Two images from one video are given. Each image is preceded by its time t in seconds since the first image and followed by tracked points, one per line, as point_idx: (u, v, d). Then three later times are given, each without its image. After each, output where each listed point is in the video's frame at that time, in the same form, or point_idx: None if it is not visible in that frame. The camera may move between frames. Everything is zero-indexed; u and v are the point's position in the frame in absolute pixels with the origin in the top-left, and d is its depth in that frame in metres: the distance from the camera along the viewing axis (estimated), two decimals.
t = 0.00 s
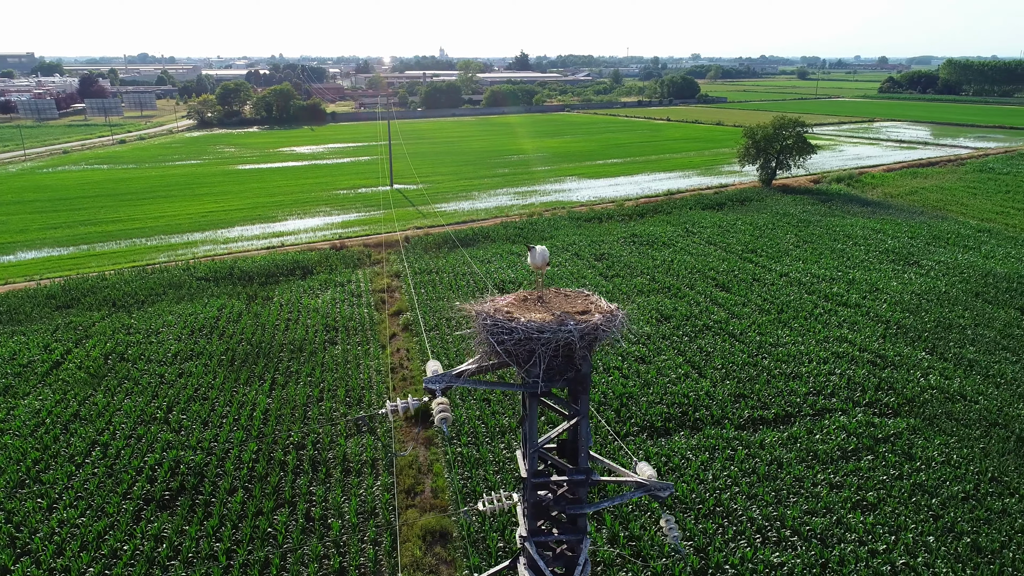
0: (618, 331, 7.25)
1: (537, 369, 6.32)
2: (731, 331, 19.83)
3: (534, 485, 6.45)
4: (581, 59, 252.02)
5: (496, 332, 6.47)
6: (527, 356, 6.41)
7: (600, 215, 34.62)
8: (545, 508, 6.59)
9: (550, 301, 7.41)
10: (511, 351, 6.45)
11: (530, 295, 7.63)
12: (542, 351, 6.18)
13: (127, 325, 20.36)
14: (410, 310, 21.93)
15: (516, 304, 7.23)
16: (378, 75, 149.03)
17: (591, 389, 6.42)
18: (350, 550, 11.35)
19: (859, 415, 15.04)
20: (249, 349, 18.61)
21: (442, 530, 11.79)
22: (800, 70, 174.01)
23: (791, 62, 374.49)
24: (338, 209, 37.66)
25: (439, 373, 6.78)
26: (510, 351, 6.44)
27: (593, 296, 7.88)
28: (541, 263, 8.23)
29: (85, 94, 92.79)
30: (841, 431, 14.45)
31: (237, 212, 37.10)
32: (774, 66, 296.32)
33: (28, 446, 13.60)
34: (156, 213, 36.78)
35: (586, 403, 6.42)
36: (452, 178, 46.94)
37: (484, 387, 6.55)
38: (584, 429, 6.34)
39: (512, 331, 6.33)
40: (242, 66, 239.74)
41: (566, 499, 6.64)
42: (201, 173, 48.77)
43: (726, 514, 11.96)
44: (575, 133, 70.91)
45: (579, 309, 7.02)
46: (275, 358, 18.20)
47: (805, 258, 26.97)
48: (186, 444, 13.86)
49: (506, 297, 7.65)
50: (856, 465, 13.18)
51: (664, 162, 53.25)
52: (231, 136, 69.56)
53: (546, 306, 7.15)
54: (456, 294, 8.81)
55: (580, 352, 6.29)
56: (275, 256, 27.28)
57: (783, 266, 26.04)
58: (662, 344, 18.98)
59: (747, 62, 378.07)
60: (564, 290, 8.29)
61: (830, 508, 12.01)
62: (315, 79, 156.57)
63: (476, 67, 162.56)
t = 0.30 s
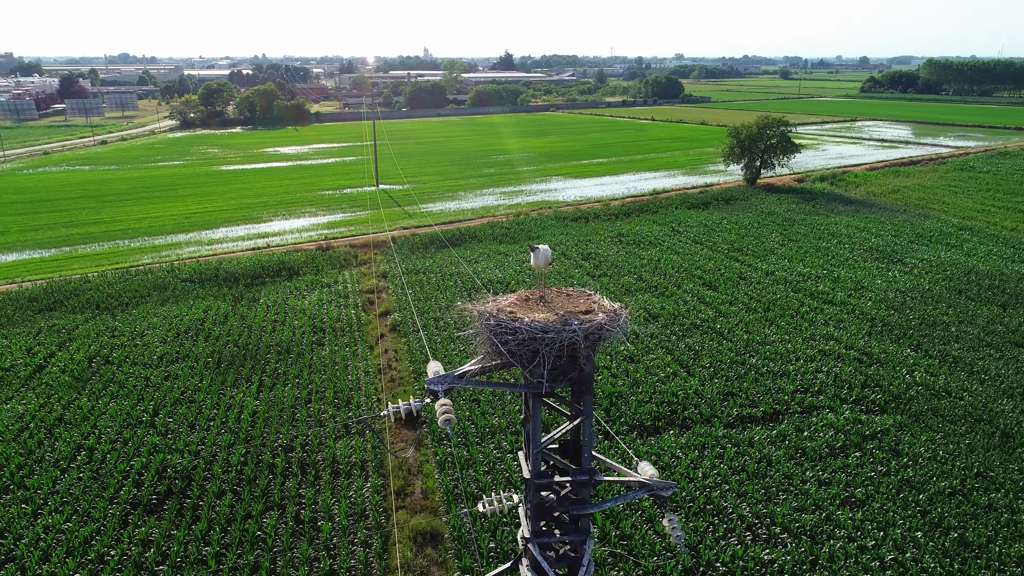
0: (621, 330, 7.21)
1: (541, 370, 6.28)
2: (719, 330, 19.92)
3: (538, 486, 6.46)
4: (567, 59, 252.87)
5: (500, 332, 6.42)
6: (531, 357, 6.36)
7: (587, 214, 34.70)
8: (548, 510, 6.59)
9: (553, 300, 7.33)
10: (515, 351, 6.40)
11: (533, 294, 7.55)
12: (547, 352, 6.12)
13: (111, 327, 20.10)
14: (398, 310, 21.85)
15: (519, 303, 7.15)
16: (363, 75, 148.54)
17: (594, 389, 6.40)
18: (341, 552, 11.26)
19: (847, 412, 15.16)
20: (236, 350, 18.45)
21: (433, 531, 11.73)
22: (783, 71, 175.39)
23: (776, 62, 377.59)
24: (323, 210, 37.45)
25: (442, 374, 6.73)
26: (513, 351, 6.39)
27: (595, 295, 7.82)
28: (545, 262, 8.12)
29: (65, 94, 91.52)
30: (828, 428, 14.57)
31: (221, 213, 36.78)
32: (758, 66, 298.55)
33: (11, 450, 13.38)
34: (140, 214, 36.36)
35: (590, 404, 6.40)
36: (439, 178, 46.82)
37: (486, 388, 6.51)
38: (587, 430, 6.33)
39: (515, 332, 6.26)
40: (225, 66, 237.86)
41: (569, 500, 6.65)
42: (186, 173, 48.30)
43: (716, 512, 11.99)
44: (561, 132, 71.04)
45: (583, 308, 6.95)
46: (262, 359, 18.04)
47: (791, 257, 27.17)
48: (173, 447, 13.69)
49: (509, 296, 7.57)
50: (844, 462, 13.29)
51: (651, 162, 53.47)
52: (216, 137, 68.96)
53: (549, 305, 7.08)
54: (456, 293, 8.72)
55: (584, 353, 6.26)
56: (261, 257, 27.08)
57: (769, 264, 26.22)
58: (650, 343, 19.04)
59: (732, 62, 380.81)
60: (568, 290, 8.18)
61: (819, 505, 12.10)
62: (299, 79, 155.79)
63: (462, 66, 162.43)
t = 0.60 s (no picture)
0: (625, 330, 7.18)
1: (545, 369, 6.26)
2: (707, 328, 20.01)
3: (541, 486, 6.46)
4: (552, 60, 252.89)
5: (503, 331, 6.39)
6: (534, 356, 6.34)
7: (574, 214, 34.74)
8: (551, 510, 6.60)
9: (556, 299, 7.27)
10: (518, 351, 6.37)
11: (536, 292, 7.50)
12: (551, 351, 6.10)
13: (94, 330, 19.83)
14: (386, 311, 21.74)
15: (522, 303, 7.09)
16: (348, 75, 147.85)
17: (598, 389, 6.39)
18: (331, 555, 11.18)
19: (834, 409, 15.29)
20: (222, 352, 18.28)
21: (424, 532, 11.67)
22: (766, 72, 176.54)
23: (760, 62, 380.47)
24: (309, 210, 37.19)
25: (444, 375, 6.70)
26: (516, 351, 6.37)
27: (599, 294, 7.77)
28: (547, 261, 8.08)
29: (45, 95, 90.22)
30: (816, 425, 14.66)
31: (206, 214, 36.40)
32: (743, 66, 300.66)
33: None
34: (124, 216, 35.91)
35: (594, 404, 6.39)
36: (425, 178, 46.70)
37: (489, 388, 6.49)
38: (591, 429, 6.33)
39: (519, 331, 6.25)
40: (208, 66, 236.30)
41: (573, 499, 6.66)
42: (171, 174, 47.79)
43: (706, 510, 12.04)
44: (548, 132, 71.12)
45: (587, 307, 6.91)
46: (249, 361, 17.88)
47: (777, 255, 27.35)
48: (160, 450, 13.52)
49: (512, 295, 7.52)
50: (833, 458, 13.38)
51: (636, 161, 53.68)
52: (200, 138, 68.29)
53: (553, 304, 7.04)
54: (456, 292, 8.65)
55: (589, 352, 6.24)
56: (246, 258, 26.85)
57: (755, 263, 26.40)
58: (638, 342, 19.08)
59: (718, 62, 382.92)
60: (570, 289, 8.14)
61: (808, 502, 12.17)
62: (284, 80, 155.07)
63: (446, 67, 161.90)
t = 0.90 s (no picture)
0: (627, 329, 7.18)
1: (549, 368, 6.25)
2: (694, 327, 20.08)
3: (544, 486, 6.46)
4: (538, 60, 252.80)
5: (506, 331, 6.38)
6: (538, 355, 6.32)
7: (561, 214, 34.78)
8: (555, 510, 6.60)
9: (559, 298, 7.25)
10: (521, 351, 6.35)
11: (538, 292, 7.50)
12: (554, 350, 6.09)
13: (77, 333, 19.54)
14: (372, 312, 21.63)
15: (525, 302, 7.07)
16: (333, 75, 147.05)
17: (601, 387, 6.38)
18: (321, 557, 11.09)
19: (821, 407, 15.41)
20: (208, 354, 18.09)
21: (414, 533, 11.60)
22: (749, 72, 177.58)
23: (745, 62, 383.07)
24: (295, 211, 36.92)
25: (446, 375, 6.67)
26: (520, 351, 6.35)
27: (601, 293, 7.77)
28: (548, 260, 8.08)
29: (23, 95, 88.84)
30: (804, 423, 14.77)
31: (190, 215, 36.02)
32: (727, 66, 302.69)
33: None
34: (106, 217, 35.44)
35: (597, 403, 6.38)
36: (411, 178, 46.55)
37: (492, 388, 6.47)
38: (594, 428, 6.33)
39: (522, 331, 6.24)
40: (190, 67, 233.87)
41: (576, 499, 6.65)
42: (154, 175, 47.26)
43: (696, 508, 12.09)
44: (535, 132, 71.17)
45: (589, 306, 6.90)
46: (235, 363, 17.71)
47: (762, 254, 27.54)
48: (146, 454, 13.35)
49: (514, 294, 7.51)
50: (821, 455, 13.48)
51: (621, 160, 53.89)
52: (184, 138, 67.55)
53: (556, 303, 7.03)
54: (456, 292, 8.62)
55: (592, 351, 6.23)
56: (231, 259, 26.60)
57: (741, 262, 26.57)
58: (625, 341, 19.13)
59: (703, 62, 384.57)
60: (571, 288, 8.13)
61: (797, 499, 12.25)
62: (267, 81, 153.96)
63: (431, 67, 161.68)
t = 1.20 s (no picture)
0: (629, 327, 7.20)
1: (551, 368, 6.23)
2: (681, 326, 20.18)
3: (547, 486, 6.46)
4: (522, 60, 253.71)
5: (508, 331, 6.36)
6: (540, 355, 6.30)
7: (548, 213, 34.81)
8: (557, 510, 6.59)
9: (560, 297, 7.24)
10: (524, 351, 6.33)
11: (540, 291, 7.50)
12: (557, 350, 6.08)
13: (60, 335, 19.26)
14: (359, 312, 21.52)
15: (526, 302, 7.06)
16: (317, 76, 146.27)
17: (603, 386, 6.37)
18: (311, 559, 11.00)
19: (809, 404, 15.53)
20: (193, 357, 17.89)
21: (405, 534, 11.53)
22: (732, 72, 179.19)
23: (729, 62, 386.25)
24: (281, 212, 36.66)
25: (447, 376, 6.64)
26: (522, 351, 6.33)
27: (602, 292, 7.78)
28: (549, 259, 8.09)
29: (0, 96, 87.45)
30: (791, 420, 14.87)
31: (174, 216, 35.63)
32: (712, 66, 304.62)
33: None
34: (89, 218, 34.96)
35: (599, 403, 6.38)
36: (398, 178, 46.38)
37: (494, 388, 6.46)
38: (596, 428, 6.32)
39: (525, 330, 6.22)
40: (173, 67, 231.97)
41: (578, 499, 6.65)
42: (137, 176, 46.68)
43: (686, 506, 12.13)
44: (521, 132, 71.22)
45: (591, 305, 6.90)
46: (222, 365, 17.55)
47: (747, 252, 27.74)
48: (132, 457, 13.18)
49: (515, 294, 7.50)
50: (809, 452, 13.59)
51: (608, 160, 54.06)
52: (168, 139, 66.82)
53: (557, 302, 7.03)
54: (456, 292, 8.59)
55: (594, 350, 6.23)
56: (216, 260, 26.37)
57: (727, 260, 26.74)
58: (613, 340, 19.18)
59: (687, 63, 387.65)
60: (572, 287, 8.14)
61: (786, 496, 12.34)
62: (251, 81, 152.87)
63: (416, 67, 161.70)
